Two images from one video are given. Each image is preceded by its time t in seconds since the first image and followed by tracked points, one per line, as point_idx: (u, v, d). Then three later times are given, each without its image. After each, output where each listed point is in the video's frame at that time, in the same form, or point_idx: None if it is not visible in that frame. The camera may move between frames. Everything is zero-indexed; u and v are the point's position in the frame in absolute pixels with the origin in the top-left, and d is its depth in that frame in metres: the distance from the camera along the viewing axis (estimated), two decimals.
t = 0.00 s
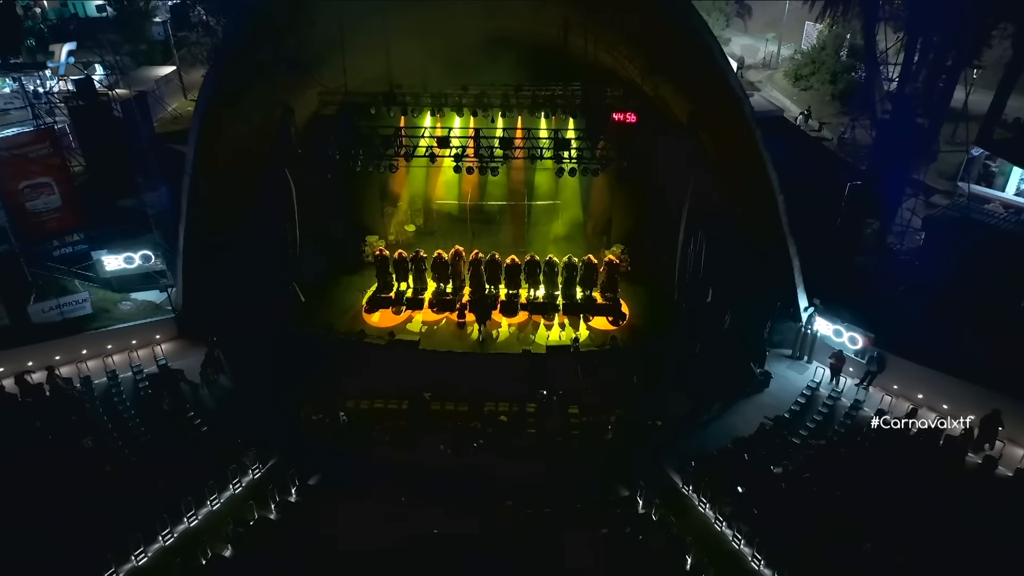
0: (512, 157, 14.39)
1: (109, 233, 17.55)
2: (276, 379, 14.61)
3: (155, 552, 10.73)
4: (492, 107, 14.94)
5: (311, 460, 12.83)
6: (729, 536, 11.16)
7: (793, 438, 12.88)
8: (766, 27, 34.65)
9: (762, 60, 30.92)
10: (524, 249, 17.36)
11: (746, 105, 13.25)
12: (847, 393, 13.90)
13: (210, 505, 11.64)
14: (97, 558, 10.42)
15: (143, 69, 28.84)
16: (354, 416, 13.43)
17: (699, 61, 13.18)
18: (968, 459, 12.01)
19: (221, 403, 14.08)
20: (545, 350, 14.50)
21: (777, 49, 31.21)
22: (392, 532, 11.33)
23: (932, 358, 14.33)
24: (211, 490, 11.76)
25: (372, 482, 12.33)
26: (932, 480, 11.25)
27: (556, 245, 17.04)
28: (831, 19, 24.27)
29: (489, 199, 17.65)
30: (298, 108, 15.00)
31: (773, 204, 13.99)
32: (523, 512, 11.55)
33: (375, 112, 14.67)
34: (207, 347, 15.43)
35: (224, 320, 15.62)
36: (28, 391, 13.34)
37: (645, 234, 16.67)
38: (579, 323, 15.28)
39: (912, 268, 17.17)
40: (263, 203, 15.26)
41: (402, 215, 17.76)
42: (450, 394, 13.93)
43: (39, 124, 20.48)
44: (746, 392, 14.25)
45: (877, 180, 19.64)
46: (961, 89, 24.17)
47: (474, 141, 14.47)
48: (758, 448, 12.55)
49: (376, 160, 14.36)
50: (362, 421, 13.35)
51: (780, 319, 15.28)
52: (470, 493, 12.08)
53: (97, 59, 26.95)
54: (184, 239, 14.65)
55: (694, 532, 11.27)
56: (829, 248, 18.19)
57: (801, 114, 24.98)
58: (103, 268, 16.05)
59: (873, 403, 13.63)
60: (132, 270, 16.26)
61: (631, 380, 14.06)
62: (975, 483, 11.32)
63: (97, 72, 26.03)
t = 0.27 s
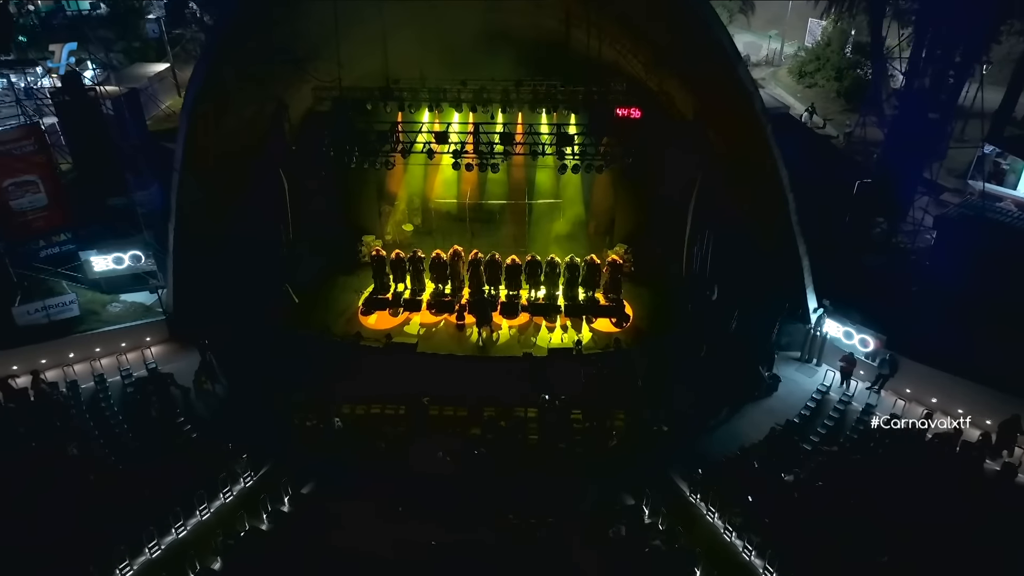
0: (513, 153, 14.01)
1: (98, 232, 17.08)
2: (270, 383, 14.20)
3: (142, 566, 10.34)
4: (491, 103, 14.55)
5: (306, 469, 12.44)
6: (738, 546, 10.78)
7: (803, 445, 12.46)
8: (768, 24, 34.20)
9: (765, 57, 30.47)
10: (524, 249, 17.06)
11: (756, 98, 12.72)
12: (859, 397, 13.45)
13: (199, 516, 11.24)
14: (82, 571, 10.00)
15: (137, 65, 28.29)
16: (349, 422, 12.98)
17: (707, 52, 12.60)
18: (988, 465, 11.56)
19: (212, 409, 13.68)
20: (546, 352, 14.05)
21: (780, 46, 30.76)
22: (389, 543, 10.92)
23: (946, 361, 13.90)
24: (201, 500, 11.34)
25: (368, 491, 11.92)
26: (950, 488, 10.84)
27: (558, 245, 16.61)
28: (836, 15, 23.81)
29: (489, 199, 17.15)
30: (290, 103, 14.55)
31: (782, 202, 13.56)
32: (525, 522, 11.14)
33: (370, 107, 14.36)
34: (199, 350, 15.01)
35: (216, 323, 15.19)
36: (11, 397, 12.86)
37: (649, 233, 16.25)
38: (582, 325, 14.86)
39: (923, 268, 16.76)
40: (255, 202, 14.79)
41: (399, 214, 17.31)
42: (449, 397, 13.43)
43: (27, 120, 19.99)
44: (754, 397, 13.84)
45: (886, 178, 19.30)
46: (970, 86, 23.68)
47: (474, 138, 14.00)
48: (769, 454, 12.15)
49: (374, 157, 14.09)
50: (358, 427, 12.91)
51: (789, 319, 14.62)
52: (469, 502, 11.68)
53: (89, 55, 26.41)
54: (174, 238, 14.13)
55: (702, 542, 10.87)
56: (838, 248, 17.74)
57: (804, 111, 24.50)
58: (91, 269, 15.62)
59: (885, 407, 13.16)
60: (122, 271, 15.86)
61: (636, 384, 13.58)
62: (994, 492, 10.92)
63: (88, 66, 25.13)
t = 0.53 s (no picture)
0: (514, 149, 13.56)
1: (87, 230, 16.62)
2: (263, 386, 13.77)
3: None
4: (492, 98, 14.07)
5: (300, 475, 12.03)
6: (749, 555, 10.38)
7: (816, 450, 12.03)
8: (772, 21, 33.79)
9: (769, 53, 30.05)
10: (525, 247, 16.63)
11: (766, 90, 12.35)
12: (870, 400, 13.07)
13: (188, 525, 10.80)
14: None
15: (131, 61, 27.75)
16: (345, 425, 12.73)
17: (717, 41, 12.14)
18: (1008, 473, 11.12)
19: (204, 415, 13.28)
20: (548, 354, 13.58)
21: (784, 42, 30.35)
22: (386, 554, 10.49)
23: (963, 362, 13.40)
24: (190, 509, 10.94)
25: (365, 498, 11.53)
26: (968, 495, 10.45)
27: (560, 244, 16.17)
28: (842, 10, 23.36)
29: (488, 196, 16.73)
30: (282, 96, 14.03)
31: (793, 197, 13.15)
32: (528, 531, 10.73)
33: (367, 101, 13.93)
34: (190, 352, 14.63)
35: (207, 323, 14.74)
36: None
37: (653, 232, 15.87)
38: (585, 326, 14.45)
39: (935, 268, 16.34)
40: (248, 200, 14.32)
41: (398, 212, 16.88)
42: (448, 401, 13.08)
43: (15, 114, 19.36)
44: (763, 400, 13.54)
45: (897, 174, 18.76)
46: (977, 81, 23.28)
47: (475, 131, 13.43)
48: (780, 460, 11.75)
49: (372, 154, 13.76)
50: (353, 432, 12.55)
51: (798, 320, 14.33)
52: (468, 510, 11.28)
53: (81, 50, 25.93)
54: (167, 237, 13.73)
55: (711, 550, 10.47)
56: (846, 247, 17.33)
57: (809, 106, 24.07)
58: (80, 269, 15.29)
59: (898, 411, 12.82)
60: (112, 271, 15.54)
61: (641, 387, 13.10)
62: (1015, 498, 10.51)
63: (77, 58, 24.07)
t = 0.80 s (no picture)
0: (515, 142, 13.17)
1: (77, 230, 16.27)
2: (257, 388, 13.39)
3: None
4: (492, 91, 13.69)
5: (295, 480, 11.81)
6: (758, 562, 10.11)
7: (827, 454, 11.64)
8: (775, 18, 33.45)
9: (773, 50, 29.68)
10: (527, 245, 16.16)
11: (776, 81, 11.97)
12: (881, 402, 12.70)
13: (178, 532, 10.50)
14: None
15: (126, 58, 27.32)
16: (341, 428, 12.43)
17: (724, 30, 11.81)
18: None
19: (196, 419, 12.91)
20: (550, 354, 13.20)
21: (788, 39, 29.98)
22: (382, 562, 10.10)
23: (975, 363, 13.07)
24: (180, 515, 10.59)
25: (361, 505, 11.15)
26: (988, 501, 10.07)
27: (562, 242, 15.78)
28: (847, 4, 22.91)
29: (487, 193, 16.57)
30: (276, 89, 13.61)
31: (804, 191, 12.72)
32: (530, 539, 10.35)
33: (363, 94, 13.52)
34: (183, 352, 14.23)
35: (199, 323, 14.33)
36: None
37: (657, 230, 15.49)
38: (587, 326, 14.08)
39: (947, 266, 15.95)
40: (241, 197, 13.95)
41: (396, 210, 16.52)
42: (448, 402, 12.87)
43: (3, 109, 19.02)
44: (771, 402, 13.20)
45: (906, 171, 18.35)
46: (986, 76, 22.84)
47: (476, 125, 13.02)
48: (790, 464, 11.41)
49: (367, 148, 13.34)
50: (349, 437, 12.26)
51: (807, 320, 14.09)
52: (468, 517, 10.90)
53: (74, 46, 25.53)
54: (155, 232, 13.32)
55: (719, 557, 10.17)
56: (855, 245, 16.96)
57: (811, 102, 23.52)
58: (69, 268, 14.97)
59: (910, 413, 12.41)
60: (102, 270, 15.22)
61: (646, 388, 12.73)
62: None
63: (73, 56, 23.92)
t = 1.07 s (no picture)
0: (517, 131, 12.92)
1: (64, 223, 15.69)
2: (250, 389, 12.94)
3: None
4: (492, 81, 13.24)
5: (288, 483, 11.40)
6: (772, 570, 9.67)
7: (840, 456, 11.23)
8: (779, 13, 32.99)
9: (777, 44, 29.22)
10: (528, 240, 15.84)
11: (789, 69, 11.50)
12: (895, 402, 12.34)
13: (166, 538, 10.07)
14: None
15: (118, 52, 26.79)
16: (338, 430, 12.10)
17: (734, 17, 11.43)
18: None
19: (186, 421, 12.47)
20: (553, 354, 12.77)
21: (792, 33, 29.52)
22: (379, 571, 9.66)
23: (992, 361, 12.65)
24: (168, 521, 10.15)
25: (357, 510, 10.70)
26: (1010, 506, 9.65)
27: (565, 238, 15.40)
28: None
29: (487, 188, 15.89)
30: (269, 80, 13.15)
31: (814, 184, 12.32)
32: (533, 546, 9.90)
33: (359, 85, 13.12)
34: (173, 352, 13.88)
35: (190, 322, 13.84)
36: None
37: (662, 225, 15.06)
38: (591, 324, 13.67)
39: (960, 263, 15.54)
40: (233, 192, 13.52)
41: (394, 206, 16.07)
42: (446, 403, 12.47)
43: None
44: (780, 402, 12.79)
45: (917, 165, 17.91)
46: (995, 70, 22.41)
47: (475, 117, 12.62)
48: (802, 467, 11.00)
49: (363, 139, 13.16)
50: (345, 439, 11.92)
51: (817, 318, 13.58)
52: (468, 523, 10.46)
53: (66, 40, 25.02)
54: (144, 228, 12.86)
55: (730, 565, 9.74)
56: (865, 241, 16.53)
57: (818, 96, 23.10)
58: (56, 265, 14.60)
59: (925, 414, 12.05)
60: (91, 267, 14.75)
61: (651, 389, 12.25)
62: None
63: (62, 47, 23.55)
